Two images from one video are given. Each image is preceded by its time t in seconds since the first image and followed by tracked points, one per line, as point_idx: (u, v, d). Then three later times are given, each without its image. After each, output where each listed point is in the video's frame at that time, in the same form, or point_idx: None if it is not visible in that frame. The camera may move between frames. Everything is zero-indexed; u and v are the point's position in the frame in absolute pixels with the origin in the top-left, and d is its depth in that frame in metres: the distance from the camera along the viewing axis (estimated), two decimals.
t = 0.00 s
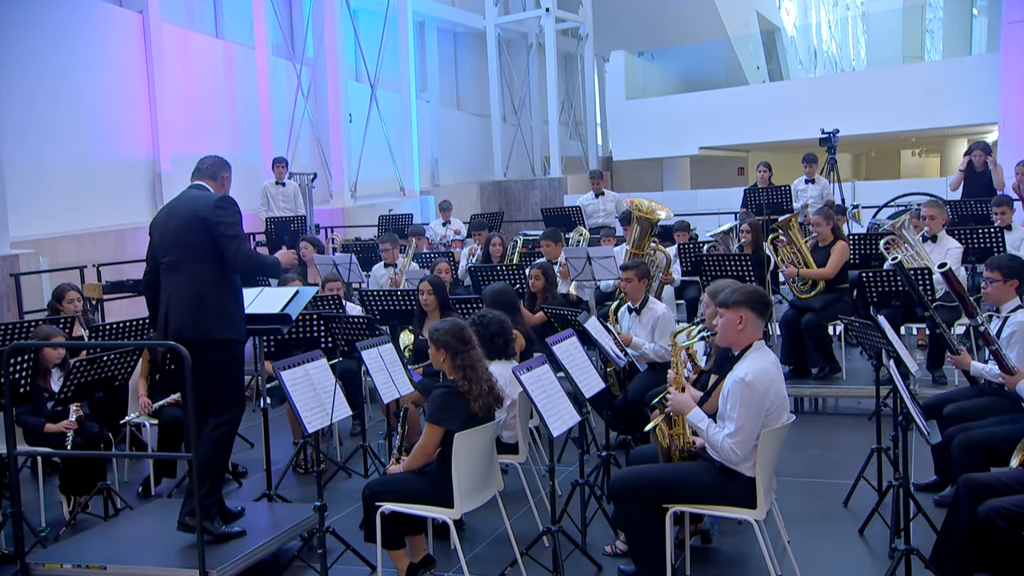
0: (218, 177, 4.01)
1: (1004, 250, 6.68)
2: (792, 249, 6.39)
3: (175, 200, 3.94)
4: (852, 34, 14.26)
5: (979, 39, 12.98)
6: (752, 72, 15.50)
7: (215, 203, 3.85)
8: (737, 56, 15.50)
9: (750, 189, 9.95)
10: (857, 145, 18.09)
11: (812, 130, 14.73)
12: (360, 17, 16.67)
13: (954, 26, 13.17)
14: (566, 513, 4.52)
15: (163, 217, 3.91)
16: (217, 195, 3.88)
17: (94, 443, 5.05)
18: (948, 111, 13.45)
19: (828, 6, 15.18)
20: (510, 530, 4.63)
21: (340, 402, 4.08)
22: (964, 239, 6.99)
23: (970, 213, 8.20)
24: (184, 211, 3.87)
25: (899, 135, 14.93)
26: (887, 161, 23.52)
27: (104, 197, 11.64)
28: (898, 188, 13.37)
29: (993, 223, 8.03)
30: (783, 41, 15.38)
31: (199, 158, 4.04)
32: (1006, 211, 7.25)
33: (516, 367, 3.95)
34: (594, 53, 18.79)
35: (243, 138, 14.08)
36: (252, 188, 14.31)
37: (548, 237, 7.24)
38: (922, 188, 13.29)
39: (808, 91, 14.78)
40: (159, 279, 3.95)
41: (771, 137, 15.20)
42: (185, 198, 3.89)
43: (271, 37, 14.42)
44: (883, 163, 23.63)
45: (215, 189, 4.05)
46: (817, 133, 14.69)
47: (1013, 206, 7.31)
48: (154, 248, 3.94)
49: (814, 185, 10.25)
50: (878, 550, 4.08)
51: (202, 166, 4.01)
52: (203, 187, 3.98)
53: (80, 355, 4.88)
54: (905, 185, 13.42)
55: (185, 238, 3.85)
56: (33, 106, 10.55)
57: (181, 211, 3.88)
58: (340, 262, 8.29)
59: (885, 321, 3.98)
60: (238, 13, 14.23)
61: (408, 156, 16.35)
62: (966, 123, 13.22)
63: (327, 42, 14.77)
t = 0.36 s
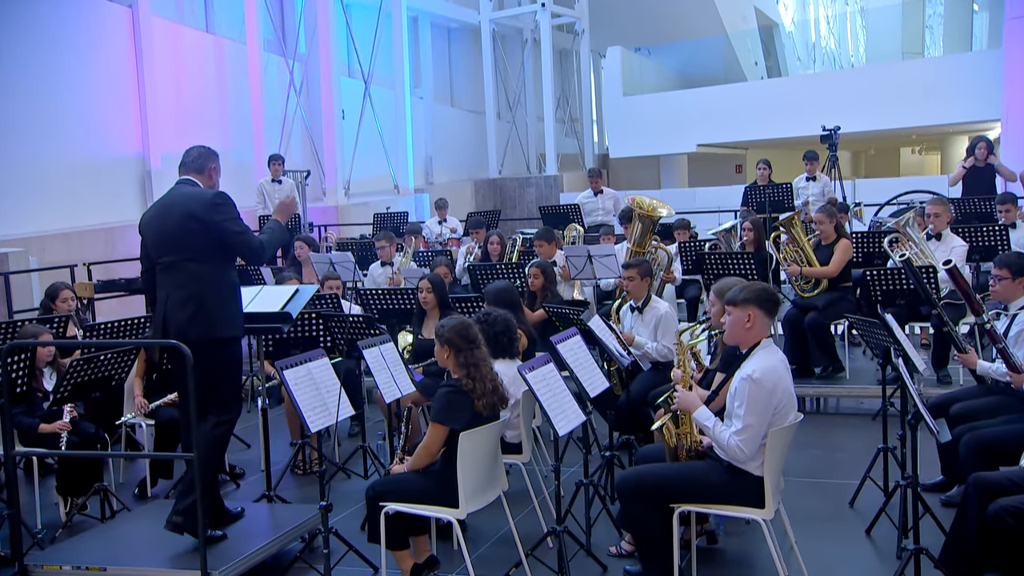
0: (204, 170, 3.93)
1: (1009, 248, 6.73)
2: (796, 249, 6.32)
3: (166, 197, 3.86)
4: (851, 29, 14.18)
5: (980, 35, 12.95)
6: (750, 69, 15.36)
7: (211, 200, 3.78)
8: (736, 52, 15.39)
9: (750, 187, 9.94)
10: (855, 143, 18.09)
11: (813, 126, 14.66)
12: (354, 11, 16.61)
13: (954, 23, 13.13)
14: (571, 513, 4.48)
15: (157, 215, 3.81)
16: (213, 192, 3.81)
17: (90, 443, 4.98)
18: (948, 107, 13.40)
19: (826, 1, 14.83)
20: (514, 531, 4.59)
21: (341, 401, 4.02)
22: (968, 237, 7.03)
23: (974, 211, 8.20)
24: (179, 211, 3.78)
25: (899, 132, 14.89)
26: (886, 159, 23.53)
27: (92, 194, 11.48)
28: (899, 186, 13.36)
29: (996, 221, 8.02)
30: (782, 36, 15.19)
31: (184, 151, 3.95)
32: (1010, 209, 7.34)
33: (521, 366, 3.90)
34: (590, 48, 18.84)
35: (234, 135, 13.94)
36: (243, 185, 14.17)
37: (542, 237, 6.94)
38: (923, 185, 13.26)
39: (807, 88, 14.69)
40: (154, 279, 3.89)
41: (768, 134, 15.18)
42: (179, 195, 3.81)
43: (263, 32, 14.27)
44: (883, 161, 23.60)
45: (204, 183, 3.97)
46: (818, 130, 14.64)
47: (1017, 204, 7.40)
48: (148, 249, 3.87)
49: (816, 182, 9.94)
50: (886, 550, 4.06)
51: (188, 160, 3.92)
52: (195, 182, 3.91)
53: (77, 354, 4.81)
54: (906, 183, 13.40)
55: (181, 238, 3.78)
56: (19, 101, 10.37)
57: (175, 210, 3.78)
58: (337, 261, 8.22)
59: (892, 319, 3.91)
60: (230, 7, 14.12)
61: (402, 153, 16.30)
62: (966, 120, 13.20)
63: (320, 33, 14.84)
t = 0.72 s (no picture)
0: (198, 166, 3.84)
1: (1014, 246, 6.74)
2: (799, 248, 6.32)
3: (159, 194, 3.76)
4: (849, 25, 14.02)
5: (981, 31, 12.85)
6: (749, 66, 15.37)
7: (209, 199, 3.68)
8: (733, 47, 15.36)
9: (751, 184, 9.92)
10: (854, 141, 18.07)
11: (814, 123, 14.59)
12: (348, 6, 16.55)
13: (953, 21, 13.10)
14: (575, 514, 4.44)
15: (152, 214, 3.72)
16: (211, 191, 3.72)
17: (86, 444, 4.93)
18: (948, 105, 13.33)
19: None
20: (517, 532, 4.55)
21: (343, 401, 3.96)
22: (972, 235, 7.05)
23: (978, 209, 8.19)
24: (175, 211, 3.68)
25: (899, 129, 14.84)
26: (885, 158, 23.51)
27: (82, 192, 11.33)
28: (899, 184, 13.36)
29: (1000, 219, 8.02)
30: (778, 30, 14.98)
31: (175, 144, 3.85)
32: (1015, 207, 7.44)
33: (527, 364, 3.85)
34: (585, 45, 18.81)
35: (225, 132, 13.78)
36: (235, 183, 14.03)
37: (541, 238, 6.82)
38: (922, 183, 13.25)
39: (806, 85, 14.62)
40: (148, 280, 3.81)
41: (765, 131, 15.13)
42: (174, 193, 3.72)
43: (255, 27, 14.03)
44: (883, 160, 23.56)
45: (197, 179, 3.89)
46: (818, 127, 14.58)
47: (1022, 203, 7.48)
48: (142, 248, 3.79)
49: (816, 180, 10.22)
50: (894, 551, 4.03)
51: (181, 154, 3.83)
52: (189, 180, 3.82)
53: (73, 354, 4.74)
54: (905, 181, 13.40)
55: (177, 240, 3.69)
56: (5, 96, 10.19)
57: (171, 209, 3.69)
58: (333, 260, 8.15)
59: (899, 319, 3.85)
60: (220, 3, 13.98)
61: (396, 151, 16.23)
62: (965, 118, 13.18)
63: (312, 29, 14.60)
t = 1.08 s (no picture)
0: (192, 164, 3.75)
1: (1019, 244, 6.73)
2: (800, 247, 6.32)
3: (151, 194, 3.68)
4: (848, 21, 14.11)
5: (981, 27, 12.92)
6: (745, 61, 15.30)
7: (205, 203, 3.61)
8: (730, 43, 15.33)
9: (753, 182, 9.90)
10: (853, 138, 18.08)
11: (814, 120, 14.53)
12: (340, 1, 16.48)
13: (954, 17, 13.12)
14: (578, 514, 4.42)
15: (146, 216, 3.65)
16: (207, 194, 3.64)
17: (81, 446, 4.87)
18: (949, 102, 13.32)
19: None
20: (519, 535, 4.51)
21: (345, 401, 3.91)
22: (976, 233, 7.04)
23: (982, 206, 8.20)
24: (171, 214, 3.61)
25: (900, 127, 14.83)
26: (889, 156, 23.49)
27: (70, 190, 11.18)
28: (899, 182, 13.46)
29: (1004, 217, 8.02)
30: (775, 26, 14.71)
31: (168, 140, 3.75)
32: (1019, 205, 7.43)
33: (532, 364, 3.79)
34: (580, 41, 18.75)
35: (215, 129, 13.65)
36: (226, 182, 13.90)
37: (541, 237, 6.79)
38: (924, 181, 13.28)
39: (803, 81, 14.61)
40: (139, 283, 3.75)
41: (764, 128, 15.07)
42: (169, 195, 3.64)
43: (245, 23, 13.91)
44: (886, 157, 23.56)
45: (191, 176, 3.79)
46: (819, 125, 14.57)
47: None
48: (134, 251, 3.72)
49: (816, 179, 10.22)
50: (900, 552, 4.00)
51: (174, 151, 3.73)
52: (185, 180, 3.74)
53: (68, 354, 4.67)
54: (906, 179, 13.43)
55: (173, 241, 3.62)
56: None
57: (166, 212, 3.62)
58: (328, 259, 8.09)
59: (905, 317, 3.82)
60: None
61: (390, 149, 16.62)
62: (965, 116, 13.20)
63: (304, 25, 14.53)
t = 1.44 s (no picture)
0: (180, 164, 3.67)
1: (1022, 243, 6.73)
2: (801, 245, 6.36)
3: (137, 194, 3.60)
4: (846, 18, 14.16)
5: (981, 24, 12.93)
6: (743, 58, 15.32)
7: (185, 205, 3.51)
8: (727, 39, 15.30)
9: (753, 180, 9.88)
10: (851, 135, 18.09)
11: (814, 118, 14.52)
12: None
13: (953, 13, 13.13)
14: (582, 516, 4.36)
15: (129, 218, 3.57)
16: (187, 195, 3.54)
17: (76, 447, 4.81)
18: (947, 100, 13.35)
19: None
20: (522, 537, 4.46)
21: (346, 401, 3.85)
22: (980, 231, 7.04)
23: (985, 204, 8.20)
24: (151, 217, 3.52)
25: (899, 124, 14.84)
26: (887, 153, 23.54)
27: (58, 188, 11.04)
28: (900, 180, 13.42)
29: (1007, 215, 8.04)
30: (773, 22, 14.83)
31: (162, 137, 3.68)
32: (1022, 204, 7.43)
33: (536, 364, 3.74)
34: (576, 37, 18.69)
35: (204, 125, 13.54)
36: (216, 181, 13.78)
37: (540, 236, 6.75)
38: (923, 179, 13.29)
39: (800, 77, 14.61)
40: (126, 285, 3.68)
41: (762, 125, 15.05)
42: (154, 195, 3.55)
43: (234, 18, 13.80)
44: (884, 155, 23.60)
45: (180, 177, 3.70)
46: (819, 121, 14.55)
47: None
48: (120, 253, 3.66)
49: (816, 177, 10.22)
50: (907, 554, 3.97)
51: (165, 149, 3.66)
52: (173, 180, 3.65)
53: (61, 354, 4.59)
54: (905, 177, 13.45)
55: (153, 245, 3.54)
56: None
57: (146, 216, 3.54)
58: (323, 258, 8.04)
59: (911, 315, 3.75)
60: None
61: (382, 145, 16.50)
62: (964, 113, 13.21)
63: (295, 21, 14.45)
